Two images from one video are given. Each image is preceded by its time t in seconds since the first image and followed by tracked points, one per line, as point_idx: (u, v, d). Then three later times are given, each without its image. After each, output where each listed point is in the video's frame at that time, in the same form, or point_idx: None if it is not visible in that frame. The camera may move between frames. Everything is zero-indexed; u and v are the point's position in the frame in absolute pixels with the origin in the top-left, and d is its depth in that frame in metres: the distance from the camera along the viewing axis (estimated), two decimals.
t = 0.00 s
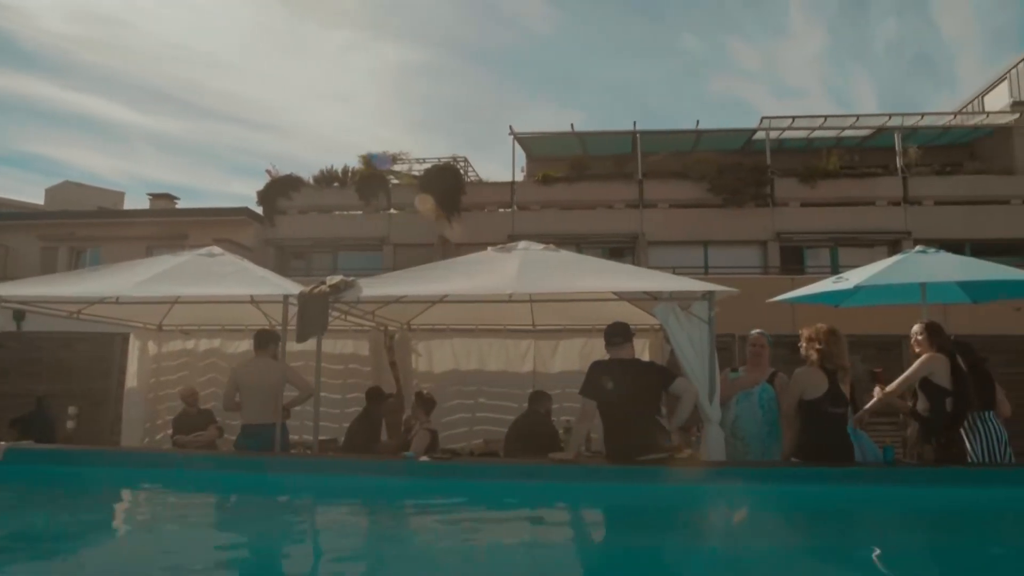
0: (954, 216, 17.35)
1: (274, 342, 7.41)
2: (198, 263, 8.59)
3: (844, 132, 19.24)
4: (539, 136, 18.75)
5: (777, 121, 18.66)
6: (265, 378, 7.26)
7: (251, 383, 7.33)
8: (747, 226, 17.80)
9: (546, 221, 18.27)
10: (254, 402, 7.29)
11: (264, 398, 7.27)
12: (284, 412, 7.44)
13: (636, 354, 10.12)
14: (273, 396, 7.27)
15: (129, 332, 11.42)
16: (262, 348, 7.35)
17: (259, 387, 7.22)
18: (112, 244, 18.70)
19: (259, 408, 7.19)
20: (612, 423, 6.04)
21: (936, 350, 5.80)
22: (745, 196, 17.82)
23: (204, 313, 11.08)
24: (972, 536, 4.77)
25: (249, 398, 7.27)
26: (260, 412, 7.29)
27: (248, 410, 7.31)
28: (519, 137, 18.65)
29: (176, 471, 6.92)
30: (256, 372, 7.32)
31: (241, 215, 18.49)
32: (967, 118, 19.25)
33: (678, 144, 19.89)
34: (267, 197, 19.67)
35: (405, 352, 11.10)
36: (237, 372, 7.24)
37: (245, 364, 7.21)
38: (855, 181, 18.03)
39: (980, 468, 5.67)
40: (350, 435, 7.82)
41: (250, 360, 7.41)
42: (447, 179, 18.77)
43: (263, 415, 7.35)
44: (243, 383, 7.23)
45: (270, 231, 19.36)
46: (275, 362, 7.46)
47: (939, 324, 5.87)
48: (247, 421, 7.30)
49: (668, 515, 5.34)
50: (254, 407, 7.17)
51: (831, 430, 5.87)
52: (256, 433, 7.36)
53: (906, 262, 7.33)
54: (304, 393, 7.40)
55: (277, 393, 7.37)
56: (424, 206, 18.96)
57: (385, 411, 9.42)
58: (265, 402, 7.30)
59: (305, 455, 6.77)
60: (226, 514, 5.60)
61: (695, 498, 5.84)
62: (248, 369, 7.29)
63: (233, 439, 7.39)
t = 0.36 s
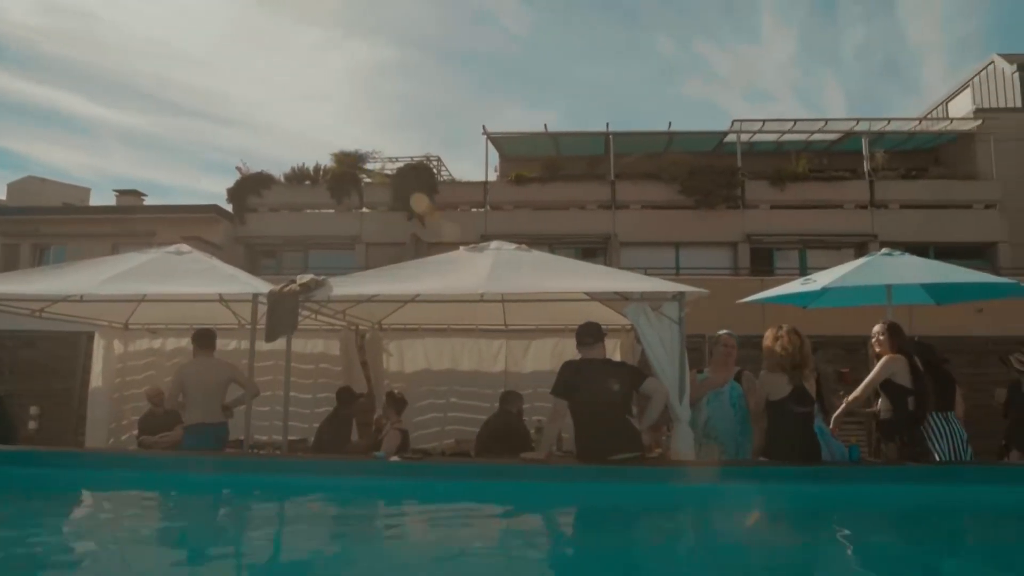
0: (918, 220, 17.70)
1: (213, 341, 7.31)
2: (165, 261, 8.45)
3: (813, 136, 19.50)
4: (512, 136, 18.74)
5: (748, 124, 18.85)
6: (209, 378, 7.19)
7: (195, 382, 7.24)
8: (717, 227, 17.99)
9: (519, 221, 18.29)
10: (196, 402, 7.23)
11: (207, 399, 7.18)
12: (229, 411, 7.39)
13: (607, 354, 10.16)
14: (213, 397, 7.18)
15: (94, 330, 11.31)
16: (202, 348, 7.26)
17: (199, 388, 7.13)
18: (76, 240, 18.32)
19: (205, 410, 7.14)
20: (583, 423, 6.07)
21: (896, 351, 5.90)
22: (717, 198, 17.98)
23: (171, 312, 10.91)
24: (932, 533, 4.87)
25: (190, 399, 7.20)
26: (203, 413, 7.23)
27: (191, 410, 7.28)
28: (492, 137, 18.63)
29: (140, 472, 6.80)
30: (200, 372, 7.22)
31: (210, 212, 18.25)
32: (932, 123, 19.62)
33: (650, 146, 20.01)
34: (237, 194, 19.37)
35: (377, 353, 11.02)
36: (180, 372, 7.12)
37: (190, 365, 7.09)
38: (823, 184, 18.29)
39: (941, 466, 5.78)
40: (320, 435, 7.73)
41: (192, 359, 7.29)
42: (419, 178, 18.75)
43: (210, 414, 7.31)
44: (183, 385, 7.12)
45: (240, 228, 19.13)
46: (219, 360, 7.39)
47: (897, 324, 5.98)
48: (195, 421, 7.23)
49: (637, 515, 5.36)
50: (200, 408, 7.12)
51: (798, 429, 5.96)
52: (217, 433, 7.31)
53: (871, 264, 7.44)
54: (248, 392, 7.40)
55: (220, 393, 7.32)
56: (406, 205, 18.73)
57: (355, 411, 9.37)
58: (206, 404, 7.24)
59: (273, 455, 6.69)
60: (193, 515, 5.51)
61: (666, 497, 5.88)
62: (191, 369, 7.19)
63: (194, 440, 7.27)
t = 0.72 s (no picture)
0: (884, 223, 18.02)
1: (153, 344, 7.26)
2: (130, 258, 8.31)
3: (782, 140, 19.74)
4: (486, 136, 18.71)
5: (719, 126, 19.04)
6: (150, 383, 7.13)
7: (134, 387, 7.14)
8: (689, 229, 18.15)
9: (492, 221, 18.27)
10: (136, 406, 7.13)
11: (152, 402, 7.14)
12: (166, 415, 7.35)
13: (578, 354, 10.19)
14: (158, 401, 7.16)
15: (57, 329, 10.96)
16: (143, 352, 7.17)
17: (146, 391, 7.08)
18: (38, 237, 17.87)
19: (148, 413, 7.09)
20: (554, 423, 6.07)
21: (863, 352, 6.00)
22: (688, 199, 18.12)
23: (137, 310, 10.72)
24: (898, 530, 4.94)
25: (132, 403, 7.08)
26: (143, 417, 7.14)
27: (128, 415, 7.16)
28: (465, 136, 18.58)
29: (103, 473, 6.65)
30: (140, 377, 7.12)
31: (178, 209, 17.96)
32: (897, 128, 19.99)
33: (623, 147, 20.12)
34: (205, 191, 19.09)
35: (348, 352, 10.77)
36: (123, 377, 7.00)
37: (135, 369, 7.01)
38: (792, 187, 18.52)
39: (905, 464, 5.88)
40: (289, 435, 7.64)
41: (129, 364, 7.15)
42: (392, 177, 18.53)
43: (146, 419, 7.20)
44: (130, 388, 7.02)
45: (209, 226, 18.85)
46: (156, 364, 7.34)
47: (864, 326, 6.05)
48: (137, 424, 7.10)
49: (608, 514, 5.37)
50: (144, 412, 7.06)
51: (766, 430, 6.00)
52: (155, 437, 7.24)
53: (838, 266, 7.55)
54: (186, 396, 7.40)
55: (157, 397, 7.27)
56: (376, 204, 18.61)
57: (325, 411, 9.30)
58: (146, 408, 7.17)
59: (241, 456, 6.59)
60: (158, 516, 5.43)
61: (636, 497, 5.91)
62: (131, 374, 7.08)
63: (138, 441, 7.11)
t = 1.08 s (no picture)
0: (850, 226, 18.33)
1: (83, 340, 7.16)
2: (94, 255, 8.15)
3: (752, 142, 19.97)
4: (459, 135, 18.65)
5: (690, 128, 19.20)
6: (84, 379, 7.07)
7: (66, 383, 7.02)
8: (659, 230, 18.30)
9: (464, 221, 18.24)
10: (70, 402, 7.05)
11: (85, 399, 7.05)
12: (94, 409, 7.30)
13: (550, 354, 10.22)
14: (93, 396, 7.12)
15: (18, 327, 10.72)
16: (73, 347, 7.05)
17: (81, 389, 6.97)
18: None
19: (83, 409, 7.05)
20: (523, 423, 6.09)
21: (832, 352, 6.08)
22: (659, 201, 18.24)
23: (101, 307, 10.51)
24: (860, 526, 5.03)
25: (68, 400, 6.99)
26: (76, 413, 7.08)
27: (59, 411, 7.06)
28: (437, 135, 18.50)
29: (64, 474, 6.53)
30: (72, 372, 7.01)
31: (145, 205, 17.66)
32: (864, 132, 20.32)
33: (595, 148, 20.20)
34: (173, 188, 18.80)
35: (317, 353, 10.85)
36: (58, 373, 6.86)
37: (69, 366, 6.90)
38: (761, 190, 18.75)
39: (869, 464, 5.98)
40: (257, 435, 7.54)
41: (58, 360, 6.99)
42: (362, 175, 18.39)
43: (77, 414, 7.14)
44: (67, 386, 6.88)
45: (176, 223, 18.57)
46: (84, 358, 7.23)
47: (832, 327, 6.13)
48: (71, 421, 7.05)
49: (578, 513, 5.39)
50: (79, 407, 7.02)
51: (735, 430, 6.05)
52: (86, 432, 7.21)
53: (806, 268, 7.65)
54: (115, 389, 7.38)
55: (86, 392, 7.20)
56: (347, 202, 18.47)
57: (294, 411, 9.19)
58: (80, 403, 7.11)
59: (207, 457, 6.52)
60: (120, 518, 5.34)
61: (605, 495, 5.94)
62: (63, 370, 6.95)
63: (72, 437, 7.07)
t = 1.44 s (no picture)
0: (817, 228, 18.62)
1: None
2: (54, 252, 7.96)
3: (722, 145, 20.18)
4: (430, 134, 18.58)
5: (661, 130, 19.34)
6: None
7: None
8: (630, 231, 18.41)
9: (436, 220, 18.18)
10: None
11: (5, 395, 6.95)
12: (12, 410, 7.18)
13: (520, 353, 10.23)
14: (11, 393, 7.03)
15: None
16: None
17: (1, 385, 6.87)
18: None
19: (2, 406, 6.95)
20: (493, 423, 6.09)
21: (797, 352, 6.16)
22: (630, 202, 18.34)
23: (62, 305, 10.28)
24: (824, 523, 5.11)
25: None
26: None
27: None
28: (409, 134, 18.40)
29: (22, 476, 6.37)
30: None
31: (109, 201, 17.34)
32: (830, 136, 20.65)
33: (566, 148, 20.26)
34: (139, 184, 18.47)
35: (285, 351, 10.57)
36: None
37: None
38: (730, 192, 18.96)
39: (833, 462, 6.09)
40: (223, 436, 7.41)
41: None
42: (332, 172, 18.21)
43: None
44: None
45: (141, 219, 18.23)
46: None
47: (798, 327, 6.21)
48: None
49: (547, 512, 5.39)
50: None
51: (703, 429, 6.13)
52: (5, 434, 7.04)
53: (773, 269, 7.74)
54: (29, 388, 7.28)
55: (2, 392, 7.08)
56: (316, 200, 18.30)
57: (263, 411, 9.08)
58: None
59: (172, 458, 6.41)
60: (80, 519, 5.25)
61: (574, 495, 5.95)
62: None
63: None
